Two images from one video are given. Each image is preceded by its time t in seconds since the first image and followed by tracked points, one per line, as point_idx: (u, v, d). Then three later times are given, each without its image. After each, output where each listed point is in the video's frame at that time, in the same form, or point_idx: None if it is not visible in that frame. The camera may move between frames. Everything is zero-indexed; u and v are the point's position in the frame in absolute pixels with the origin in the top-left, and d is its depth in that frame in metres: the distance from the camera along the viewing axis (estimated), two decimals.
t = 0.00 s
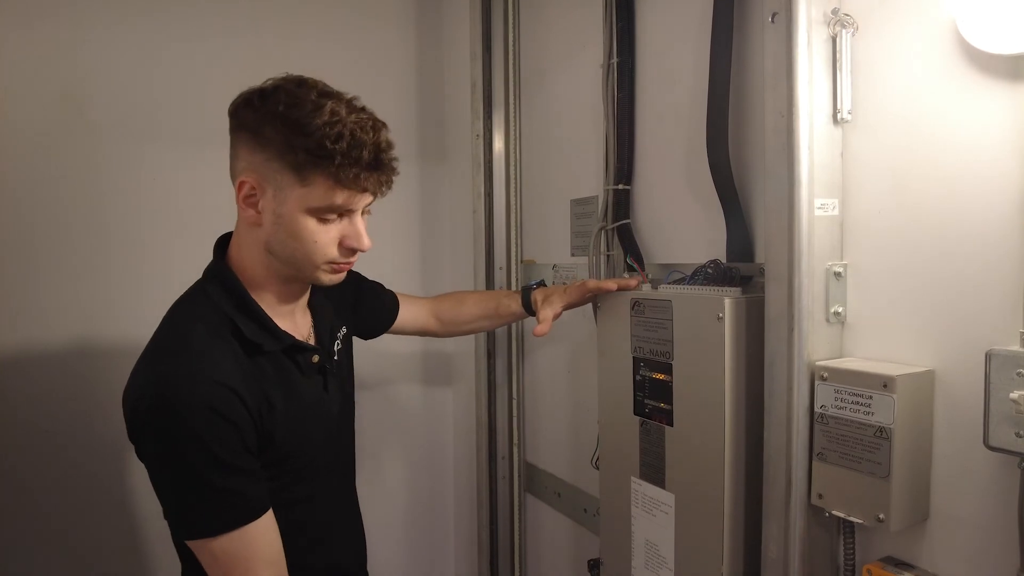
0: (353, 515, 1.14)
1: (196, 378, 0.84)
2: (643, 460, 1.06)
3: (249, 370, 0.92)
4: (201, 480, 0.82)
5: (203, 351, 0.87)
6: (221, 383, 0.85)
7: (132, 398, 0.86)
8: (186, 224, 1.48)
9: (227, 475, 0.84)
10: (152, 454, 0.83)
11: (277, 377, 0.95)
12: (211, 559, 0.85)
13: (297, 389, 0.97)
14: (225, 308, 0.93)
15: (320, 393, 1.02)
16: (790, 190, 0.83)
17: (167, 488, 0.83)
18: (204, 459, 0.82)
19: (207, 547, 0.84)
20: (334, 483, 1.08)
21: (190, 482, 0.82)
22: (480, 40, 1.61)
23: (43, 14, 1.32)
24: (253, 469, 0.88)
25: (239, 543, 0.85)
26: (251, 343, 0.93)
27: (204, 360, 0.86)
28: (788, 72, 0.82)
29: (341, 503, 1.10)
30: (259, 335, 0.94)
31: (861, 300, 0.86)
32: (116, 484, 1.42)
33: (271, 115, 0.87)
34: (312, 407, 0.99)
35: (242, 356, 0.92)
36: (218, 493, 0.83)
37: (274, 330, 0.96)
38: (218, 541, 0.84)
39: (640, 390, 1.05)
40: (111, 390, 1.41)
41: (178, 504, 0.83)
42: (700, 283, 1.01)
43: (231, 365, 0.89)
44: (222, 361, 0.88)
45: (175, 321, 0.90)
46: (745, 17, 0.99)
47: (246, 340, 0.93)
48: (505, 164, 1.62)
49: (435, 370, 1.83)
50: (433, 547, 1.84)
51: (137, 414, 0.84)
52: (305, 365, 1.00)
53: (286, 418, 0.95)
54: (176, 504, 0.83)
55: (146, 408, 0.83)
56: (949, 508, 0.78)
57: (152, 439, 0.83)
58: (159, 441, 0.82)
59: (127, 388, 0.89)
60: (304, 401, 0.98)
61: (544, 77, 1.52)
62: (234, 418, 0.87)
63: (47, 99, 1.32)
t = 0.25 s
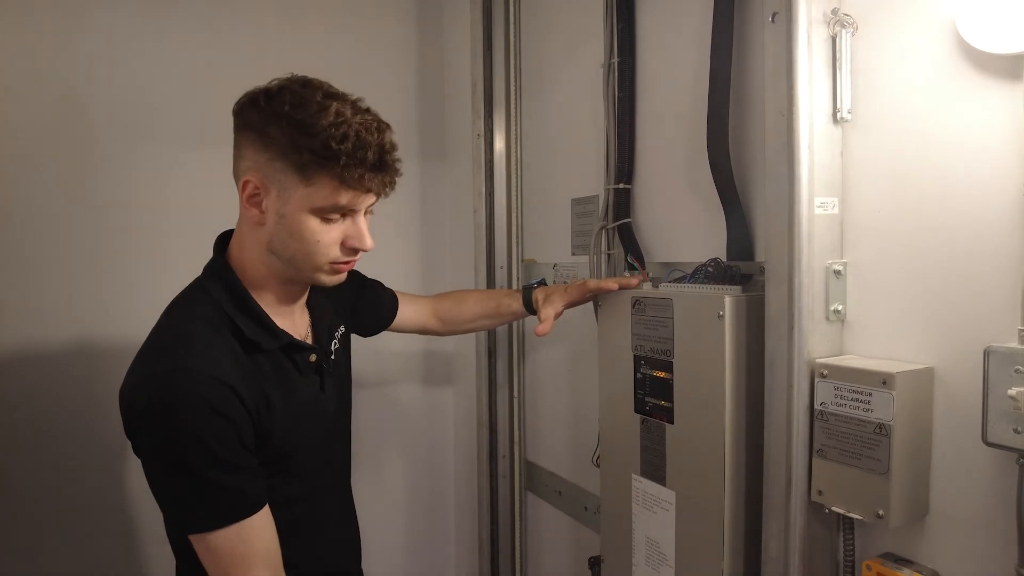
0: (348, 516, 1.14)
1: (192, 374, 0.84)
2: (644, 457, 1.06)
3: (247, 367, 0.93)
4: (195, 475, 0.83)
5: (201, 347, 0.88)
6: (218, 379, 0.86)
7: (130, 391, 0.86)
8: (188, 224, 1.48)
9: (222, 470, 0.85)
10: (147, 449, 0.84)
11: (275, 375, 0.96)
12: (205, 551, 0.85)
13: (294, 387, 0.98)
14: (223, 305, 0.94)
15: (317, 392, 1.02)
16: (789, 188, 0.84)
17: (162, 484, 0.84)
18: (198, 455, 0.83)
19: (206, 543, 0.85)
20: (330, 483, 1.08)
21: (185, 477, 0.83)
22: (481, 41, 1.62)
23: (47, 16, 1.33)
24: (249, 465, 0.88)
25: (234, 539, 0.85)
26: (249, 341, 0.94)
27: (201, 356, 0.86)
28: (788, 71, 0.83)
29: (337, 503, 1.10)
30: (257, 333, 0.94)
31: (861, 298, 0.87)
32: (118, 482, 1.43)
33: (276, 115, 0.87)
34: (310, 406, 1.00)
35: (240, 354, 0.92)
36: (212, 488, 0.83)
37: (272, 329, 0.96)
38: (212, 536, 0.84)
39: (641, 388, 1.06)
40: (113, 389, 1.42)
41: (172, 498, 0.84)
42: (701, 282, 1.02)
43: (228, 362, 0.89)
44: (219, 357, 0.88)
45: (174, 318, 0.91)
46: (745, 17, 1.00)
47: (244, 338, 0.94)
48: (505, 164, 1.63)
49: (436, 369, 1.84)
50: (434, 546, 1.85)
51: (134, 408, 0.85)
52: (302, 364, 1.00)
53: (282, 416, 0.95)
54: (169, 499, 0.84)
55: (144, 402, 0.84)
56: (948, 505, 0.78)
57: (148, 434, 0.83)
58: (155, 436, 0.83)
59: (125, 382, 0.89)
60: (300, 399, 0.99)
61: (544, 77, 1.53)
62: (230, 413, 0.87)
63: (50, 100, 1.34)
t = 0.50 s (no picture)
0: (344, 508, 1.15)
1: (185, 361, 0.86)
2: (644, 450, 1.08)
3: (241, 356, 0.94)
4: (187, 460, 0.84)
5: (195, 334, 0.89)
6: (211, 367, 0.87)
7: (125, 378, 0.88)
8: (191, 221, 1.50)
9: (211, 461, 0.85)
10: (142, 434, 0.86)
11: (270, 364, 0.97)
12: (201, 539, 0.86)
13: (288, 377, 0.99)
14: (218, 294, 0.95)
15: (313, 384, 1.03)
16: (787, 184, 0.85)
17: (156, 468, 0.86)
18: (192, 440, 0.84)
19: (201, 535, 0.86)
20: (326, 476, 1.09)
21: (175, 462, 0.84)
22: (482, 40, 1.64)
23: (53, 17, 1.35)
24: (241, 453, 0.89)
25: (232, 528, 0.86)
26: (243, 330, 0.95)
27: (194, 344, 0.88)
28: (786, 69, 0.84)
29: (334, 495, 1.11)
30: (251, 322, 0.95)
31: (858, 291, 0.88)
32: (123, 476, 1.45)
33: (272, 104, 0.89)
34: (304, 397, 1.00)
35: (234, 342, 0.93)
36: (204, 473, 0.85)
37: (267, 318, 0.97)
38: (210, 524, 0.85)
39: (640, 381, 1.07)
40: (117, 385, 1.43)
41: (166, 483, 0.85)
42: (700, 277, 1.03)
43: (222, 350, 0.90)
44: (213, 345, 0.90)
45: (169, 306, 0.93)
46: (743, 16, 1.01)
47: (238, 326, 0.95)
48: (506, 162, 1.65)
49: (437, 366, 1.85)
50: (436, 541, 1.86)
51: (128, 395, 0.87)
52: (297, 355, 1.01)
53: (276, 405, 0.96)
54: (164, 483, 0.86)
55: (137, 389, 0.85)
56: (943, 495, 0.80)
57: (140, 418, 0.85)
58: (149, 421, 0.84)
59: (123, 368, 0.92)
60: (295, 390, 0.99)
61: (545, 75, 1.54)
62: (222, 402, 0.88)
63: (55, 99, 1.36)
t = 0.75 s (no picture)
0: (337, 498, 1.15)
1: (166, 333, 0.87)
2: (643, 437, 1.09)
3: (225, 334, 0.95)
4: (161, 430, 0.85)
5: (179, 308, 0.91)
6: (191, 340, 0.89)
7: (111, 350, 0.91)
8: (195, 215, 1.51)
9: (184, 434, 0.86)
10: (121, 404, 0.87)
11: (256, 343, 0.98)
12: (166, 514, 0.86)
13: (274, 357, 1.00)
14: (207, 273, 0.97)
15: (300, 368, 1.03)
16: (783, 172, 0.87)
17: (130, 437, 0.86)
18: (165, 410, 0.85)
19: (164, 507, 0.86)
20: (317, 467, 1.08)
21: (150, 433, 0.85)
22: (482, 35, 1.65)
23: (59, 12, 1.37)
24: (216, 429, 0.89)
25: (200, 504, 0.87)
26: (230, 308, 0.97)
27: (178, 318, 0.89)
28: (782, 58, 0.86)
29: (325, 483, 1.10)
30: (238, 301, 0.97)
31: (853, 277, 0.90)
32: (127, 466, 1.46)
33: (256, 82, 0.93)
34: (290, 381, 1.01)
35: (220, 319, 0.95)
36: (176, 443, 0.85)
37: (254, 298, 0.99)
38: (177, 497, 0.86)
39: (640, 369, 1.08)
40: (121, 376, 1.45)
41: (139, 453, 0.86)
42: (698, 265, 1.05)
43: (206, 325, 0.92)
44: (195, 320, 0.91)
45: (160, 283, 0.95)
46: (741, 8, 1.03)
47: (225, 305, 0.97)
48: (507, 156, 1.66)
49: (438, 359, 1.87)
50: (437, 533, 1.87)
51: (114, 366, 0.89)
52: (284, 339, 1.02)
53: (260, 386, 0.97)
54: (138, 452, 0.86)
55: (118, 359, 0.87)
56: (938, 476, 0.81)
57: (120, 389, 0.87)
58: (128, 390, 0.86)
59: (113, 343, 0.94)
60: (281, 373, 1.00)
61: (546, 70, 1.56)
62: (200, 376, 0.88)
63: (61, 94, 1.37)
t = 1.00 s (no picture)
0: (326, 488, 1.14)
1: (151, 311, 0.88)
2: (645, 425, 1.11)
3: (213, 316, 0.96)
4: (144, 408, 0.85)
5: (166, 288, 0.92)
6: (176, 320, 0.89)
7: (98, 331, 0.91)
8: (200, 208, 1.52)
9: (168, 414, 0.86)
10: (105, 381, 0.87)
11: (244, 325, 0.99)
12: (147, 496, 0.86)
13: (262, 340, 1.00)
14: (193, 255, 0.98)
15: (289, 354, 1.04)
16: (783, 160, 0.88)
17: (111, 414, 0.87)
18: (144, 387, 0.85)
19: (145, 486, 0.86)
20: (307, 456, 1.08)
21: (134, 411, 0.86)
22: (484, 30, 1.66)
23: (64, 7, 1.37)
24: (200, 409, 0.90)
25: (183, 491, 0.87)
26: (217, 290, 0.98)
27: (164, 296, 0.90)
28: (782, 47, 0.87)
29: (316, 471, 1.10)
30: (226, 283, 0.98)
31: (851, 263, 0.91)
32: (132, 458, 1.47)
33: (251, 63, 0.97)
34: (278, 365, 1.01)
35: (208, 300, 0.96)
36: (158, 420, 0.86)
37: (242, 281, 1.00)
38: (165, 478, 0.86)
39: (641, 357, 1.10)
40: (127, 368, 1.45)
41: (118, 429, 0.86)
42: (699, 254, 1.06)
43: (192, 306, 0.93)
44: (182, 300, 0.92)
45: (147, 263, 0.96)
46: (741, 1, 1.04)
47: (213, 286, 0.98)
48: (508, 150, 1.68)
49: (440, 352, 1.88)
50: (440, 525, 1.89)
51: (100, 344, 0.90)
52: (273, 324, 1.03)
53: (248, 369, 0.97)
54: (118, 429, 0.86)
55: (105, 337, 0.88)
56: (935, 457, 0.82)
57: (105, 367, 0.87)
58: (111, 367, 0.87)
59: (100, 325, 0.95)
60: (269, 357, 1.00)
61: (547, 63, 1.57)
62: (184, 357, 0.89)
63: (67, 88, 1.38)
